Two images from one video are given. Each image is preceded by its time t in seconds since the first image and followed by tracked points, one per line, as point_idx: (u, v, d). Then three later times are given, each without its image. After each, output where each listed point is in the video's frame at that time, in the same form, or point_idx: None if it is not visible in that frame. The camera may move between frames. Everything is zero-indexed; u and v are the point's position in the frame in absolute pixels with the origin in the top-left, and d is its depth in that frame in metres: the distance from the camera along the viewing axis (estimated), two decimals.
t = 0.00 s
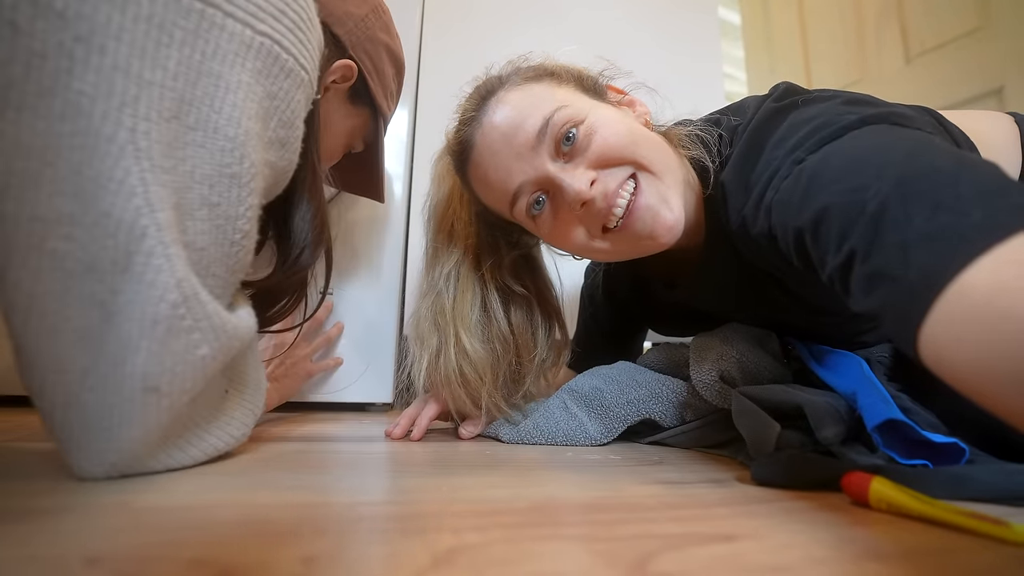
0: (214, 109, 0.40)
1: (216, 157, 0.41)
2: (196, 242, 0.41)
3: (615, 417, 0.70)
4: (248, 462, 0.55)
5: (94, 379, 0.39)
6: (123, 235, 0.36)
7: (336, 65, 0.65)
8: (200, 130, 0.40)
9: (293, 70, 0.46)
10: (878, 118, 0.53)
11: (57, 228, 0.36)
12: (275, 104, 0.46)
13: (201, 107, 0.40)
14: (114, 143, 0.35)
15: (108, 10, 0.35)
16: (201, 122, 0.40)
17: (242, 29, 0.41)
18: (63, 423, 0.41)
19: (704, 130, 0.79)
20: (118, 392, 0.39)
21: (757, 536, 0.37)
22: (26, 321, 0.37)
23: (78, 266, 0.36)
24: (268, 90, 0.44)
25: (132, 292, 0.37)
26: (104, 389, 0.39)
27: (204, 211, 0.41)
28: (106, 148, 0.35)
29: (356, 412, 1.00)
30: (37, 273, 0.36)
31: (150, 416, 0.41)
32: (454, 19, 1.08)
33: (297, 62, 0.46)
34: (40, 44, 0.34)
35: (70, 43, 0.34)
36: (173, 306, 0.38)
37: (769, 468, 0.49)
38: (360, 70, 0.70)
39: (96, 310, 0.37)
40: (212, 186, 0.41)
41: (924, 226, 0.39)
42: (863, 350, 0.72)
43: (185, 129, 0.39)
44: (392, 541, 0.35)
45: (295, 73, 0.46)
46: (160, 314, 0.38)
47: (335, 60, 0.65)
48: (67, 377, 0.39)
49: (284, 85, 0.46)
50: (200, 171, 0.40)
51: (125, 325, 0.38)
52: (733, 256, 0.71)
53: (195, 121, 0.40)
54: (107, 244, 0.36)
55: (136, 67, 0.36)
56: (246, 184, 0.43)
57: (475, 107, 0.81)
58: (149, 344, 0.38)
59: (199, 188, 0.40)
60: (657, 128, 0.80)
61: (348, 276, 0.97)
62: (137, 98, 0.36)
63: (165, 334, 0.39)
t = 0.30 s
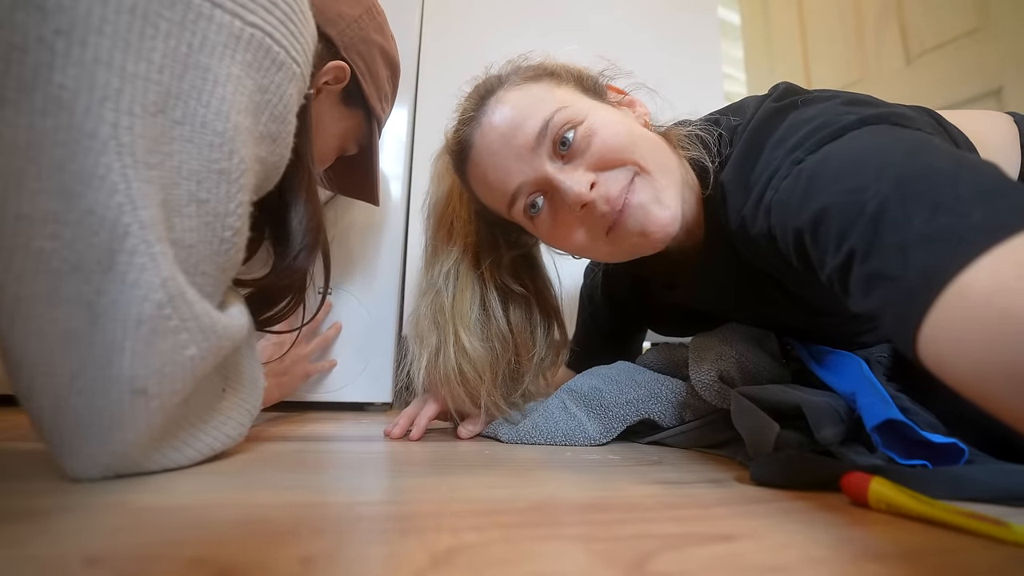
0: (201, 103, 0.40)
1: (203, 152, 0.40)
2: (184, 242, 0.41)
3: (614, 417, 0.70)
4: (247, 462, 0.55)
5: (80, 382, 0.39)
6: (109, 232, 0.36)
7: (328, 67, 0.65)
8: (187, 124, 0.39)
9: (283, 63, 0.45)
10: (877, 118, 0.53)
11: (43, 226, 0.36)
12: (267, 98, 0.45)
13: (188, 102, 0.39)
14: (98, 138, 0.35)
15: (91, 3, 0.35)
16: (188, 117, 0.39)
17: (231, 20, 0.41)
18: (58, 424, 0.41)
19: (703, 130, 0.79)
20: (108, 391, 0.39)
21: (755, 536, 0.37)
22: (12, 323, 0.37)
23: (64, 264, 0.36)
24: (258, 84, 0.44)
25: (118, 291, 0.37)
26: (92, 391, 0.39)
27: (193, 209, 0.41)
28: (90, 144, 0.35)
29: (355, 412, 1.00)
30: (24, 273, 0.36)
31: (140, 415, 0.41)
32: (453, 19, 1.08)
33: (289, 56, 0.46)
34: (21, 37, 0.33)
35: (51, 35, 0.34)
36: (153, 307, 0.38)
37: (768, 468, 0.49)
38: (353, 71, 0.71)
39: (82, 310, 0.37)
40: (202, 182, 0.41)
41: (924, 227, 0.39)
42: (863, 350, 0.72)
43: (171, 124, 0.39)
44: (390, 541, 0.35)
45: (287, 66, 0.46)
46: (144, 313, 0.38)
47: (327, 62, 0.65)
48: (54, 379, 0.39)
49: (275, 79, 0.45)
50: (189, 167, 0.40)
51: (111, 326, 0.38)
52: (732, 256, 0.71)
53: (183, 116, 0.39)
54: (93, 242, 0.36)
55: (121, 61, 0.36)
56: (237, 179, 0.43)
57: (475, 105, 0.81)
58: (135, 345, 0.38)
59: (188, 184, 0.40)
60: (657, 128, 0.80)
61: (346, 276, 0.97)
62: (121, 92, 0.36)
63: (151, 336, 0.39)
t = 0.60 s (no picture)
0: (206, 108, 0.38)
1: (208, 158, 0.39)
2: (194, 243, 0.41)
3: (614, 417, 0.70)
4: (246, 461, 0.55)
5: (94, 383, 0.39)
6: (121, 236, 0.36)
7: (320, 56, 0.63)
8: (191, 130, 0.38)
9: (284, 67, 0.43)
10: (878, 120, 0.53)
11: (49, 229, 0.35)
12: (266, 103, 0.43)
13: (193, 107, 0.38)
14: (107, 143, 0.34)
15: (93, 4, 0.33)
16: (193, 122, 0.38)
17: (231, 25, 0.39)
18: (58, 421, 0.41)
19: (705, 130, 0.79)
20: (125, 387, 0.40)
21: (755, 536, 0.37)
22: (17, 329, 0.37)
23: (72, 267, 0.36)
24: (257, 88, 0.42)
25: (135, 291, 0.37)
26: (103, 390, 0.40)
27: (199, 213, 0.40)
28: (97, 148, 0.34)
29: (355, 411, 1.00)
30: (31, 275, 0.36)
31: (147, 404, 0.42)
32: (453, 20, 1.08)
33: (286, 60, 0.43)
34: (25, 39, 0.32)
35: (57, 37, 0.33)
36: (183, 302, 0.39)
37: (767, 468, 0.49)
38: (346, 61, 0.70)
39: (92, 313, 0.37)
40: (209, 186, 0.40)
41: (924, 228, 0.39)
42: (862, 351, 0.72)
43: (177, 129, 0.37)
44: (391, 541, 0.35)
45: (285, 71, 0.43)
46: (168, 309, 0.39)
47: (319, 50, 0.63)
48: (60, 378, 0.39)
49: (274, 83, 0.43)
50: (194, 172, 0.39)
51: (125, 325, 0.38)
52: (732, 256, 0.71)
53: (187, 120, 0.38)
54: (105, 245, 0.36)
55: (127, 65, 0.35)
56: (241, 183, 0.41)
57: (476, 103, 0.81)
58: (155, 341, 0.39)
59: (192, 189, 0.39)
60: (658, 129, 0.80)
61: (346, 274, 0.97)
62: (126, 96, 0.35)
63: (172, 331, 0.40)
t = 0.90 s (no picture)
0: (217, 117, 0.39)
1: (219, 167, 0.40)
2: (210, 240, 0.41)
3: (612, 418, 0.70)
4: (246, 460, 0.55)
5: (121, 378, 0.38)
6: (151, 242, 0.35)
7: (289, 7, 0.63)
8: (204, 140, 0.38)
9: (273, 78, 0.45)
10: (882, 118, 0.52)
11: (79, 234, 0.33)
12: (258, 111, 0.45)
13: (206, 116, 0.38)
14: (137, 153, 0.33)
15: (110, 18, 0.33)
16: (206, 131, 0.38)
17: (230, 40, 0.40)
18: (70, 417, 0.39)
19: (713, 128, 0.78)
20: (139, 386, 0.39)
21: (757, 536, 0.37)
22: (36, 336, 0.34)
23: (104, 269, 0.34)
24: (251, 98, 0.43)
25: (167, 289, 0.37)
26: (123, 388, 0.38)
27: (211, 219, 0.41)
28: (124, 162, 0.33)
29: (355, 410, 0.99)
30: (62, 281, 0.33)
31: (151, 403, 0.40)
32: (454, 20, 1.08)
33: (275, 69, 0.46)
34: (60, 48, 0.31)
35: (87, 50, 0.32)
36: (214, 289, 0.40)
37: (769, 467, 0.49)
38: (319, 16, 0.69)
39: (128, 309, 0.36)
40: (221, 192, 0.41)
41: (929, 227, 0.39)
42: (864, 349, 0.72)
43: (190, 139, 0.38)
44: (390, 539, 0.35)
45: (274, 81, 0.46)
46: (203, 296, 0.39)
47: None
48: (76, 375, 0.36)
49: (266, 92, 0.45)
50: (207, 180, 0.39)
51: (162, 316, 0.37)
52: (734, 255, 0.70)
53: (201, 129, 0.38)
54: (135, 252, 0.35)
55: (142, 78, 0.35)
56: (244, 186, 0.43)
57: (478, 97, 0.79)
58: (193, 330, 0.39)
59: (205, 196, 0.39)
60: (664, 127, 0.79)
61: (347, 274, 0.97)
62: (141, 109, 0.35)
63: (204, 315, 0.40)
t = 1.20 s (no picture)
0: (181, 96, 0.41)
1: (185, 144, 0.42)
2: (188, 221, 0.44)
3: (614, 416, 0.70)
4: (249, 454, 0.55)
5: (113, 360, 0.41)
6: (126, 219, 0.38)
7: None
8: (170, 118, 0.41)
9: (233, 56, 0.47)
10: (884, 114, 0.52)
11: (58, 211, 0.36)
12: (220, 90, 0.46)
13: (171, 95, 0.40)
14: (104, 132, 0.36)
15: None
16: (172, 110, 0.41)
17: (188, 18, 0.42)
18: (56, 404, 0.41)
19: (720, 121, 0.77)
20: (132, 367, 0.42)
21: (758, 534, 0.37)
22: (21, 324, 0.37)
23: (80, 245, 0.37)
24: (213, 78, 0.45)
25: (148, 264, 0.40)
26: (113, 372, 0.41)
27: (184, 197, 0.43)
28: (93, 140, 0.35)
29: (356, 406, 0.99)
30: (41, 258, 0.36)
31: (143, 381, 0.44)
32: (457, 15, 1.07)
33: (232, 49, 0.47)
34: (17, 24, 0.32)
35: (47, 25, 0.33)
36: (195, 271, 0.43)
37: (769, 465, 0.49)
38: None
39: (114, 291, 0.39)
40: (188, 168, 0.43)
41: (934, 224, 0.39)
42: (867, 347, 0.72)
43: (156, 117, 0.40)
44: (390, 534, 0.35)
45: (233, 60, 0.47)
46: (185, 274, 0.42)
47: None
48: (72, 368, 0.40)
49: (226, 71, 0.46)
50: (173, 156, 0.41)
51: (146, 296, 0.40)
52: (737, 251, 0.70)
53: (166, 107, 0.40)
54: (110, 227, 0.37)
55: (107, 55, 0.36)
56: (211, 162, 0.45)
57: (482, 85, 0.77)
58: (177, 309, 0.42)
59: (173, 172, 0.42)
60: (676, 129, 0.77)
61: (349, 270, 0.98)
62: (109, 86, 0.37)
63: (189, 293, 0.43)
